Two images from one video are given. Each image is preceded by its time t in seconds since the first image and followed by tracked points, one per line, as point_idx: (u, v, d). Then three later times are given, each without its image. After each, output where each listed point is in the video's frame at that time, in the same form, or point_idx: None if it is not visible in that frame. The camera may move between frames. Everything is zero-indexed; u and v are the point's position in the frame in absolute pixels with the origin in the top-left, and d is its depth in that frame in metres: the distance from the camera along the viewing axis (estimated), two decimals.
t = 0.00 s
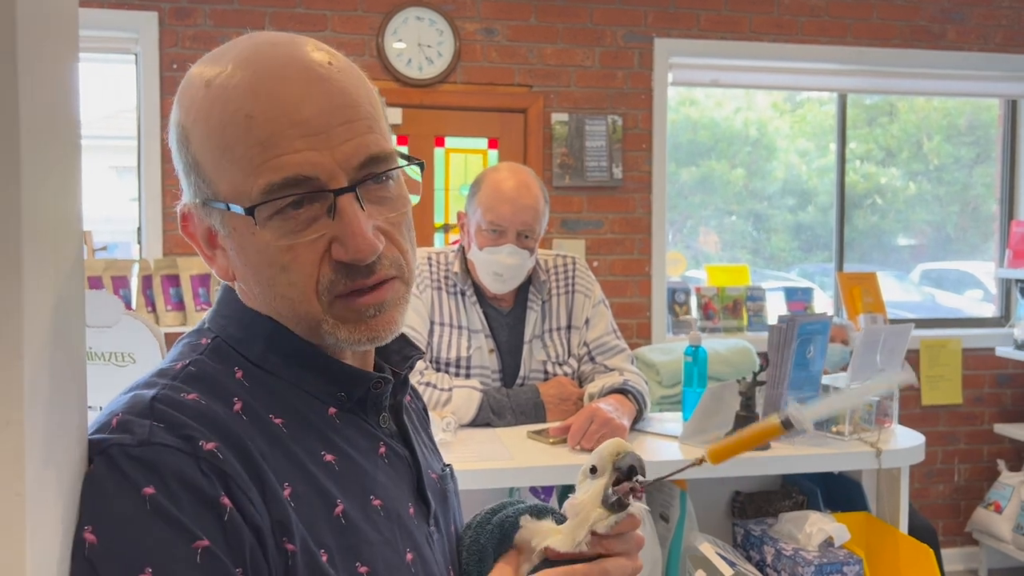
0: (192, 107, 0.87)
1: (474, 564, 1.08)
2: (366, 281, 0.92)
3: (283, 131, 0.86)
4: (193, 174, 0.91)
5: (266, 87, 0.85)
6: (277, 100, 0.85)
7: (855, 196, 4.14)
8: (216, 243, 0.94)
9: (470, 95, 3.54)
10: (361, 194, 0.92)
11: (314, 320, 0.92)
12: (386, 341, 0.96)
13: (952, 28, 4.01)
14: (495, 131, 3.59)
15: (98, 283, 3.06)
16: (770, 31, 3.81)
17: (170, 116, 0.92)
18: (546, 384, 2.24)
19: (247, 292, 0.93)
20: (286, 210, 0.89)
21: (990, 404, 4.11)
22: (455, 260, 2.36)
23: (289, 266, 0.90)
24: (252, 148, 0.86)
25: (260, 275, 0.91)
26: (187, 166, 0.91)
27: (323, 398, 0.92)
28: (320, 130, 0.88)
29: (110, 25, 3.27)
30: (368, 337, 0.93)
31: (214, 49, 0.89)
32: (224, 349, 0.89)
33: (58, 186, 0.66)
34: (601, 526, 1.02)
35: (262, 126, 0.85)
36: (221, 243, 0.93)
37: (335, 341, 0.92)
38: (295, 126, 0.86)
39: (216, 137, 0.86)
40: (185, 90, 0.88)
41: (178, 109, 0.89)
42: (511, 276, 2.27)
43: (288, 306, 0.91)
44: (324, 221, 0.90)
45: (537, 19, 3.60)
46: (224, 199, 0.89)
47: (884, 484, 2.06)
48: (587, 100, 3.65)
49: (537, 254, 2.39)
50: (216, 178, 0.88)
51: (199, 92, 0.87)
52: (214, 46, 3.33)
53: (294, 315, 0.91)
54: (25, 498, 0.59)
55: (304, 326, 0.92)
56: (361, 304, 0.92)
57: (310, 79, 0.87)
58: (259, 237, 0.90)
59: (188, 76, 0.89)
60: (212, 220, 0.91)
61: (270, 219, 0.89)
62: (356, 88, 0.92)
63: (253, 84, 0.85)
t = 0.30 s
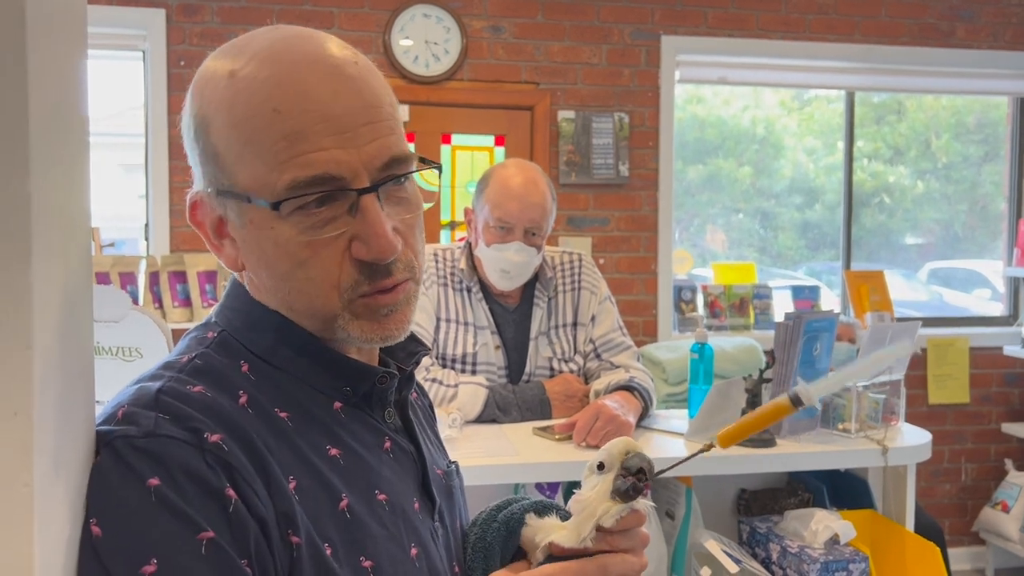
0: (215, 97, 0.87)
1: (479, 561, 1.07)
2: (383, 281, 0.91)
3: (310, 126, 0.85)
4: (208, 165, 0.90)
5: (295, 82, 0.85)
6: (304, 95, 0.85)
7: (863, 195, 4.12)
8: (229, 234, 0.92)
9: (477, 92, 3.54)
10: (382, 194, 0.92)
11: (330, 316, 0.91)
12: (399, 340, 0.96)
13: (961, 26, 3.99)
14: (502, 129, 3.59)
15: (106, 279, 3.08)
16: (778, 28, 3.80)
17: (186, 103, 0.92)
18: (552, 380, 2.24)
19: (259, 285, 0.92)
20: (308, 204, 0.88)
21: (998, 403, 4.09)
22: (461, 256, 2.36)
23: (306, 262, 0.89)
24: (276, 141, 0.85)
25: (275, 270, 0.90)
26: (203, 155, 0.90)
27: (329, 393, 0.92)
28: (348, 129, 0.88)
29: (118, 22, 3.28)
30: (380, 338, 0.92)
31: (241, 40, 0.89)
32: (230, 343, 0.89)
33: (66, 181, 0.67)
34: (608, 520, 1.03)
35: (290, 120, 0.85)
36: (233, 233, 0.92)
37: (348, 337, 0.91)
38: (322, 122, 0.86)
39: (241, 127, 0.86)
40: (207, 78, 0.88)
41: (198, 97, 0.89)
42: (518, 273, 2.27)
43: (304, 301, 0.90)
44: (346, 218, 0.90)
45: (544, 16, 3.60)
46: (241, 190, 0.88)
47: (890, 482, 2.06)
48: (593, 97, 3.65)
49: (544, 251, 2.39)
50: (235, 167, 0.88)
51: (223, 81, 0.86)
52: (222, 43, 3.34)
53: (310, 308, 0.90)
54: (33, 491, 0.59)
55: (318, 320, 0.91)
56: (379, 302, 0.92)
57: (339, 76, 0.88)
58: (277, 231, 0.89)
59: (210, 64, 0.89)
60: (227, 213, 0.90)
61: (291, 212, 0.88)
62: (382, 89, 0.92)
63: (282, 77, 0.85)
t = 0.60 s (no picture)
0: (312, 89, 0.80)
1: (483, 555, 1.08)
2: (460, 269, 0.92)
3: (425, 123, 0.84)
4: (286, 159, 0.82)
5: (406, 77, 0.83)
6: (415, 90, 0.84)
7: (869, 193, 4.11)
8: (295, 230, 0.86)
9: (483, 89, 3.54)
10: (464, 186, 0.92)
11: (410, 306, 0.89)
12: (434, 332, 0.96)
13: (969, 24, 3.97)
14: (508, 126, 3.59)
15: (114, 275, 3.09)
16: (785, 27, 3.79)
17: (243, 89, 0.83)
18: (557, 377, 2.24)
19: (334, 280, 0.86)
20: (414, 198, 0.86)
21: (1004, 403, 4.08)
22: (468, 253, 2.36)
23: (404, 255, 0.87)
24: (396, 136, 0.83)
25: (365, 266, 0.86)
26: (278, 146, 0.82)
27: (334, 385, 0.92)
28: (445, 124, 0.87)
29: (125, 19, 3.29)
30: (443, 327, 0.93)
31: (319, 32, 0.83)
32: (236, 333, 0.89)
33: (77, 175, 0.67)
34: (609, 512, 1.02)
35: (410, 117, 0.83)
36: (300, 226, 0.85)
37: (413, 325, 0.91)
38: (432, 120, 0.85)
39: (351, 121, 0.81)
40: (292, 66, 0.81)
41: (277, 87, 0.81)
42: (523, 269, 2.27)
43: (392, 294, 0.87)
44: (443, 211, 0.88)
45: (550, 14, 3.60)
46: (341, 186, 0.83)
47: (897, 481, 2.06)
48: (600, 95, 3.65)
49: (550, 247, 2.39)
50: (330, 161, 0.82)
51: (320, 73, 0.80)
52: (229, 40, 3.35)
53: (397, 301, 0.88)
54: (44, 483, 0.60)
55: (395, 313, 0.89)
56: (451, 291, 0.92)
57: (432, 72, 0.87)
58: (379, 225, 0.85)
59: (287, 53, 0.82)
60: (308, 207, 0.84)
61: (391, 204, 0.85)
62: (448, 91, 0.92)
63: (395, 75, 0.83)
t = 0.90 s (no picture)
0: (370, 93, 0.86)
1: (485, 551, 1.06)
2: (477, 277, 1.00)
3: (469, 139, 0.91)
4: (336, 156, 0.87)
5: (456, 93, 0.90)
6: (463, 105, 0.91)
7: (875, 193, 4.10)
8: (333, 230, 0.90)
9: (489, 88, 3.54)
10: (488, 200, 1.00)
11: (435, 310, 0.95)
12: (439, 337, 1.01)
13: (976, 24, 3.96)
14: (513, 126, 3.59)
15: (121, 273, 3.10)
16: (791, 26, 3.78)
17: (294, 88, 0.87)
18: (563, 376, 2.25)
19: (368, 280, 0.91)
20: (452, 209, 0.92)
21: (1010, 404, 4.07)
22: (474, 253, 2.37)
23: (440, 257, 0.93)
24: (444, 147, 0.89)
25: (401, 266, 0.91)
26: (329, 145, 0.87)
27: (338, 384, 0.92)
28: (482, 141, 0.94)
29: (132, 18, 3.29)
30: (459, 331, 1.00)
31: (375, 41, 0.89)
32: (239, 333, 0.89)
33: (89, 177, 0.67)
34: (605, 508, 1.08)
35: (458, 131, 0.90)
36: (337, 225, 0.90)
37: (429, 329, 0.97)
38: (473, 136, 0.92)
39: (404, 128, 0.87)
40: (350, 72, 0.86)
41: (332, 87, 0.86)
42: (529, 269, 2.27)
43: (423, 297, 0.93)
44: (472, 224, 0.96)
45: (556, 13, 3.59)
46: (387, 187, 0.89)
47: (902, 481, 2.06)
48: (606, 94, 3.65)
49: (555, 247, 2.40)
50: (380, 164, 0.88)
51: (379, 80, 0.86)
52: (235, 39, 3.36)
53: (426, 304, 0.93)
54: (54, 482, 0.60)
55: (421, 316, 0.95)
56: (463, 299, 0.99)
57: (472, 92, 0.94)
58: (421, 228, 0.91)
59: (344, 59, 0.87)
60: (350, 206, 0.89)
61: (435, 211, 0.91)
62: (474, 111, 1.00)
63: (446, 90, 0.89)
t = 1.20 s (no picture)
0: (362, 87, 0.85)
1: (483, 547, 1.06)
2: (464, 280, 0.98)
3: (461, 138, 0.90)
4: (325, 147, 0.87)
5: (450, 94, 0.89)
6: (456, 106, 0.90)
7: (879, 194, 4.10)
8: (317, 221, 0.90)
9: (493, 88, 3.54)
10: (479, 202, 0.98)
11: (418, 309, 0.94)
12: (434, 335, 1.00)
13: (982, 25, 3.95)
14: (518, 126, 3.59)
15: (126, 271, 3.11)
16: (797, 26, 3.77)
17: (292, 78, 0.87)
18: (567, 376, 2.25)
19: (351, 273, 0.91)
20: (436, 207, 0.90)
21: (1015, 405, 4.06)
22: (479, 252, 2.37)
23: (425, 255, 0.92)
24: (433, 146, 0.88)
25: (385, 261, 0.91)
26: (318, 135, 0.86)
27: (346, 375, 0.93)
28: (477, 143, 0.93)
29: (138, 17, 3.30)
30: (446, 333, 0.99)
31: (375, 37, 0.88)
32: (248, 325, 0.90)
33: (96, 176, 0.67)
34: (603, 512, 1.07)
35: (449, 129, 0.88)
36: (323, 217, 0.90)
37: (415, 327, 0.96)
38: (466, 136, 0.91)
39: (395, 124, 0.86)
40: (344, 64, 0.86)
41: (327, 78, 0.86)
42: (534, 268, 2.27)
43: (405, 294, 0.92)
44: (460, 225, 0.94)
45: (562, 13, 3.59)
46: (371, 182, 0.88)
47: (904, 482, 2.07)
48: (611, 94, 3.65)
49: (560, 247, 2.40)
50: (367, 159, 0.87)
51: (373, 75, 0.86)
52: (241, 38, 3.37)
53: (409, 302, 0.93)
54: (61, 479, 0.60)
55: (407, 313, 0.94)
56: (450, 300, 0.97)
57: (469, 93, 0.93)
58: (407, 225, 0.90)
59: (341, 52, 0.87)
60: (337, 198, 0.88)
61: (420, 208, 0.90)
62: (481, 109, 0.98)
63: (439, 88, 0.88)
